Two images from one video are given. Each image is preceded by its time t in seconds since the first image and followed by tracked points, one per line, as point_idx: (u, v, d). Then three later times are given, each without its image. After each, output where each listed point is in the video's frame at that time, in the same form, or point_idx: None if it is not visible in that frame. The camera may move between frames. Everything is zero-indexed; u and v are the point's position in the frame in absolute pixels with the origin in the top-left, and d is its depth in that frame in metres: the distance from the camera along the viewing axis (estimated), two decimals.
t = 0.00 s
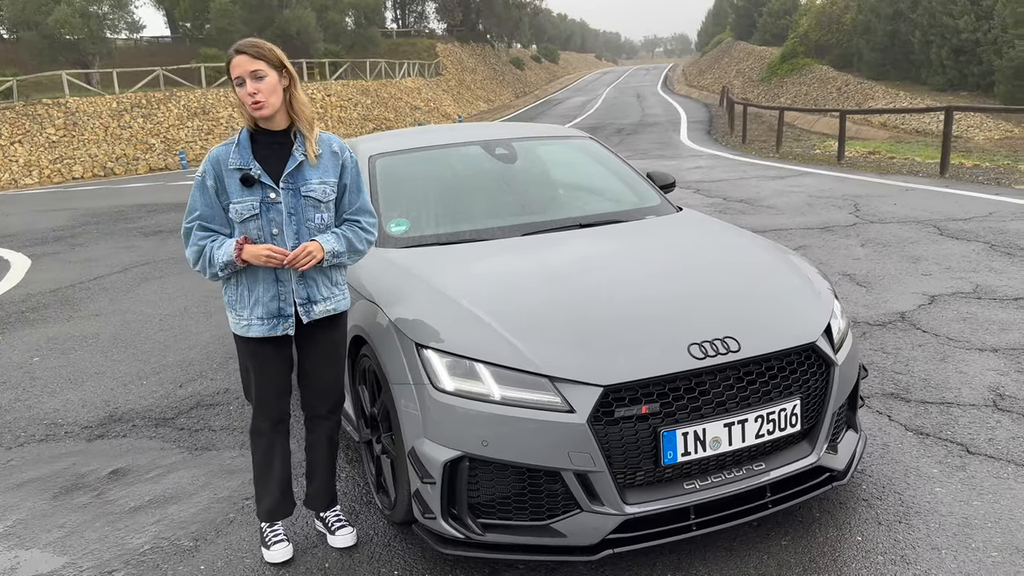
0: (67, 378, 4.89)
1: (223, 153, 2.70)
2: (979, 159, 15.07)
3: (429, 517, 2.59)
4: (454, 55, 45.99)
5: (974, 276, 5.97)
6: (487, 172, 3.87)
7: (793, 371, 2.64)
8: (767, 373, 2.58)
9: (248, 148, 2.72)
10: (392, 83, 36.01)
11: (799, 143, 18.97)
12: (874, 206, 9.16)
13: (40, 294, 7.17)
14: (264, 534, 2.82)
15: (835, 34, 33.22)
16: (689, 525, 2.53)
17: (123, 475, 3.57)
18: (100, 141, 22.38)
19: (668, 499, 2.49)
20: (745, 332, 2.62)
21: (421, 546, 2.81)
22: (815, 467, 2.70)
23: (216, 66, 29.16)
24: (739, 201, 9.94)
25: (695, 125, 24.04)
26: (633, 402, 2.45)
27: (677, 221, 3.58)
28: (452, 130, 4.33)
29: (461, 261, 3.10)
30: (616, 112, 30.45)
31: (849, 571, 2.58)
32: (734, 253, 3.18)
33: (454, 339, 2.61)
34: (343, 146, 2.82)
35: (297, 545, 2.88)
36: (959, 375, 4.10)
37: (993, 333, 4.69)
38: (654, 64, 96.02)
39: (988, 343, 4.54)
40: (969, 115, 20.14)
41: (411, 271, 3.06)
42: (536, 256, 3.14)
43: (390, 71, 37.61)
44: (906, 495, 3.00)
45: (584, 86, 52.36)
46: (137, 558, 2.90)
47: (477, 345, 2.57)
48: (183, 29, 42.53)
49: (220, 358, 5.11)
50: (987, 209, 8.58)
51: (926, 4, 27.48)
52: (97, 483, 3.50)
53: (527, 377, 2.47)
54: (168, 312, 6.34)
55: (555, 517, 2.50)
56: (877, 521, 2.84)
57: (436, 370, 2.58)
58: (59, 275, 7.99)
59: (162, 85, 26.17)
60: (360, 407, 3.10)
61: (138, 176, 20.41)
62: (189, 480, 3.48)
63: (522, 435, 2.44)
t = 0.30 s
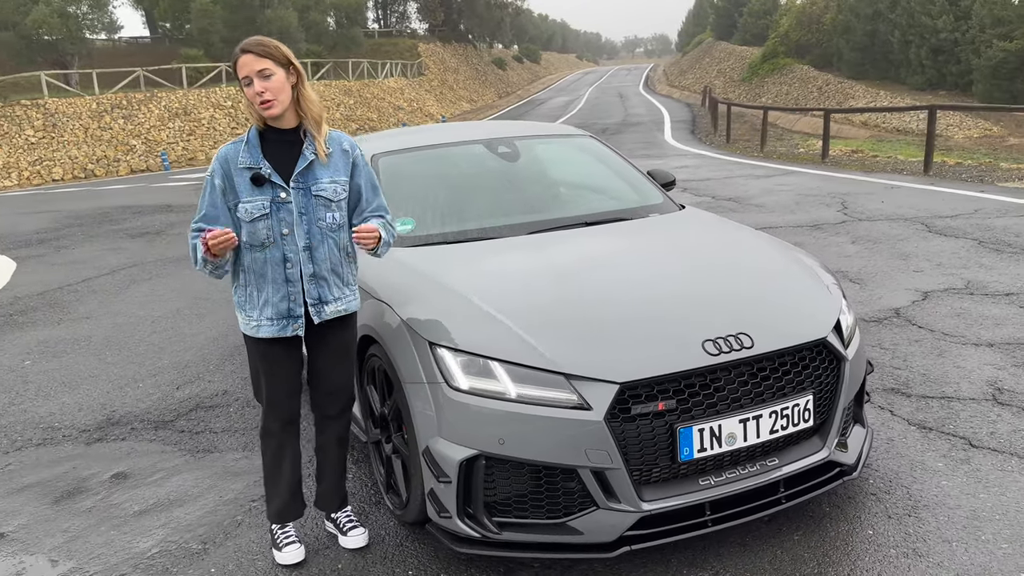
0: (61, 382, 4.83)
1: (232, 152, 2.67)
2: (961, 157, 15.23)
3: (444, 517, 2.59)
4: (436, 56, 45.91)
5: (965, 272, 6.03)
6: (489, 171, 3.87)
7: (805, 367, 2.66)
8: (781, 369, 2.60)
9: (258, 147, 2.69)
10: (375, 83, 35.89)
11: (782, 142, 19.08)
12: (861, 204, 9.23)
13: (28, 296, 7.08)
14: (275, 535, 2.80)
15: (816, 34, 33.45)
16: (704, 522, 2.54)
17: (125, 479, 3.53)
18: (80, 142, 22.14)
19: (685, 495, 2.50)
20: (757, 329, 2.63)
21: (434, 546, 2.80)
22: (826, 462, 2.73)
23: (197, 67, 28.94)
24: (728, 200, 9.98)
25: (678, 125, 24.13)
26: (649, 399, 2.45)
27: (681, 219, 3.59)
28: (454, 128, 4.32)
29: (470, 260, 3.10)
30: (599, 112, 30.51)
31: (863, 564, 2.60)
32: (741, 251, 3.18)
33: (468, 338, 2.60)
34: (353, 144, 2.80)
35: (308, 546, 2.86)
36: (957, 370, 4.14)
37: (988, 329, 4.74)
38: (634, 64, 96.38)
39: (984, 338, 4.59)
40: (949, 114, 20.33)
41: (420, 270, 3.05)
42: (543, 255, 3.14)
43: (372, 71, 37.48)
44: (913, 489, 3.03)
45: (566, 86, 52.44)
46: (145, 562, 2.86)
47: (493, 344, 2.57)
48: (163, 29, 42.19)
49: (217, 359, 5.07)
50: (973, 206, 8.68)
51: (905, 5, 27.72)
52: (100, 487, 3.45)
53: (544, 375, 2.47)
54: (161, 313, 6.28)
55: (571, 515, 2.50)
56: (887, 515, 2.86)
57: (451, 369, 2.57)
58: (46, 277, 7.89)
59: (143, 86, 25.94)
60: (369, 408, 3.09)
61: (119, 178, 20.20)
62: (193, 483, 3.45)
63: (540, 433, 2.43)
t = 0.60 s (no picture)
0: (61, 383, 4.79)
1: (250, 151, 2.66)
2: (941, 155, 15.41)
3: (466, 512, 2.61)
4: (417, 55, 45.81)
5: (955, 267, 6.13)
6: (496, 170, 3.90)
7: (820, 359, 2.71)
8: (796, 362, 2.65)
9: (276, 146, 2.69)
10: (356, 83, 35.81)
11: (764, 141, 19.25)
12: (848, 201, 9.34)
13: (18, 298, 7.01)
14: (296, 532, 2.81)
15: (795, 34, 33.72)
16: (723, 513, 2.58)
17: (136, 480, 3.51)
18: (59, 143, 21.90)
19: (704, 487, 2.54)
20: (772, 322, 2.68)
21: (454, 541, 2.83)
22: (838, 453, 2.78)
23: (177, 67, 28.73)
24: (715, 199, 10.07)
25: (661, 125, 24.25)
26: (670, 393, 2.48)
27: (689, 216, 3.64)
28: (460, 127, 4.34)
29: (484, 258, 3.12)
30: (581, 112, 30.60)
31: (876, 552, 2.66)
32: (752, 249, 3.23)
33: (488, 333, 2.63)
34: (371, 143, 2.81)
35: (328, 543, 2.87)
36: (955, 364, 4.22)
37: (982, 323, 4.83)
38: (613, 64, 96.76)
39: (978, 332, 4.68)
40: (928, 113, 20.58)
41: (436, 269, 3.07)
42: (555, 252, 3.17)
43: (354, 71, 37.33)
44: (921, 479, 3.09)
45: (547, 86, 52.53)
46: (164, 561, 2.85)
47: (515, 340, 2.59)
48: (140, 29, 41.79)
49: (218, 359, 5.05)
50: (958, 203, 8.81)
51: (882, 5, 28.02)
52: (111, 488, 3.44)
53: (565, 370, 2.50)
54: (156, 314, 6.24)
55: (594, 507, 2.53)
56: (897, 505, 2.92)
57: (472, 365, 2.60)
58: (35, 279, 7.82)
59: (122, 86, 25.71)
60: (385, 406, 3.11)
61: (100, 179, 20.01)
62: (205, 482, 3.44)
63: (563, 426, 2.46)
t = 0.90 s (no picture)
0: (61, 383, 4.77)
1: (269, 150, 2.66)
2: (922, 153, 15.62)
3: (486, 504, 2.65)
4: (397, 54, 45.70)
5: (943, 263, 6.24)
6: (503, 168, 3.93)
7: (830, 352, 2.78)
8: (808, 355, 2.71)
9: (294, 145, 2.67)
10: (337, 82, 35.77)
11: (747, 140, 19.41)
12: (834, 199, 9.46)
13: (8, 299, 6.95)
14: (314, 527, 2.84)
15: (774, 33, 33.97)
16: (738, 503, 2.64)
17: (146, 478, 3.51)
18: (37, 143, 21.64)
19: (720, 478, 2.59)
20: (784, 316, 2.73)
21: (471, 534, 2.86)
22: (848, 443, 2.84)
23: (156, 65, 28.48)
24: (703, 197, 10.16)
25: (643, 124, 24.37)
26: (688, 384, 2.53)
27: (693, 214, 3.69)
28: (465, 125, 4.37)
29: (496, 256, 3.16)
30: (562, 112, 30.68)
31: (886, 539, 2.72)
32: (761, 245, 3.29)
33: (507, 329, 2.66)
34: (388, 141, 2.78)
35: (346, 537, 2.90)
36: (949, 357, 4.32)
37: (973, 317, 4.93)
38: (592, 63, 97.00)
39: (970, 325, 4.78)
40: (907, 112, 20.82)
41: (449, 266, 3.10)
42: (566, 249, 3.21)
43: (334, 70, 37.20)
44: (924, 468, 3.16)
45: (527, 85, 52.59)
46: (182, 558, 2.86)
47: (535, 335, 2.63)
48: (117, 27, 41.36)
49: (218, 358, 5.04)
50: (942, 201, 8.95)
51: (860, 5, 28.30)
52: (122, 487, 3.44)
53: (584, 364, 2.54)
54: (151, 313, 6.22)
55: (613, 499, 2.57)
56: (903, 494, 2.99)
57: (492, 359, 2.63)
58: (24, 280, 7.75)
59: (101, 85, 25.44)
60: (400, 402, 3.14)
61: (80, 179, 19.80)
62: (216, 481, 3.45)
63: (583, 419, 2.50)
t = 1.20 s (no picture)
0: (52, 383, 4.72)
1: (273, 145, 2.57)
2: (902, 150, 15.79)
3: (495, 498, 2.66)
4: (377, 52, 45.52)
5: (929, 258, 6.33)
6: (502, 165, 3.94)
7: (832, 344, 2.81)
8: (811, 347, 2.74)
9: (299, 139, 2.58)
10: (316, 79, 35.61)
11: (728, 137, 19.55)
12: (818, 195, 9.55)
13: None
14: (321, 523, 2.83)
15: (753, 31, 34.18)
16: (744, 493, 2.67)
17: (146, 477, 3.49)
18: (12, 141, 21.33)
19: (728, 469, 2.61)
20: (787, 310, 2.76)
21: (479, 528, 2.87)
22: (850, 434, 2.88)
23: (133, 63, 28.17)
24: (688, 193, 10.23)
25: (625, 121, 24.47)
26: (696, 376, 2.56)
27: (690, 210, 3.72)
28: (462, 122, 4.37)
29: (500, 251, 3.16)
30: (543, 109, 30.69)
31: (889, 527, 2.76)
32: (765, 241, 3.32)
33: (516, 325, 2.67)
34: (392, 136, 2.71)
35: (353, 533, 2.90)
36: (940, 349, 4.38)
37: (961, 310, 5.01)
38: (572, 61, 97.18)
39: (959, 318, 4.85)
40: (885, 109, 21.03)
41: (453, 262, 3.10)
42: (569, 244, 3.22)
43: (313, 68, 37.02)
44: (922, 458, 3.21)
45: (507, 83, 52.59)
46: (187, 555, 2.85)
47: (544, 329, 2.64)
48: (92, 24, 40.85)
49: (211, 357, 5.01)
50: (924, 197, 9.06)
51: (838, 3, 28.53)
52: (122, 486, 3.41)
53: (594, 357, 2.55)
54: (140, 312, 6.16)
55: (621, 491, 2.59)
56: (903, 484, 3.03)
57: (501, 354, 2.64)
58: (6, 279, 7.65)
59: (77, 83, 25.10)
60: (404, 397, 3.14)
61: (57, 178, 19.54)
62: (217, 478, 3.44)
63: (593, 412, 2.51)
